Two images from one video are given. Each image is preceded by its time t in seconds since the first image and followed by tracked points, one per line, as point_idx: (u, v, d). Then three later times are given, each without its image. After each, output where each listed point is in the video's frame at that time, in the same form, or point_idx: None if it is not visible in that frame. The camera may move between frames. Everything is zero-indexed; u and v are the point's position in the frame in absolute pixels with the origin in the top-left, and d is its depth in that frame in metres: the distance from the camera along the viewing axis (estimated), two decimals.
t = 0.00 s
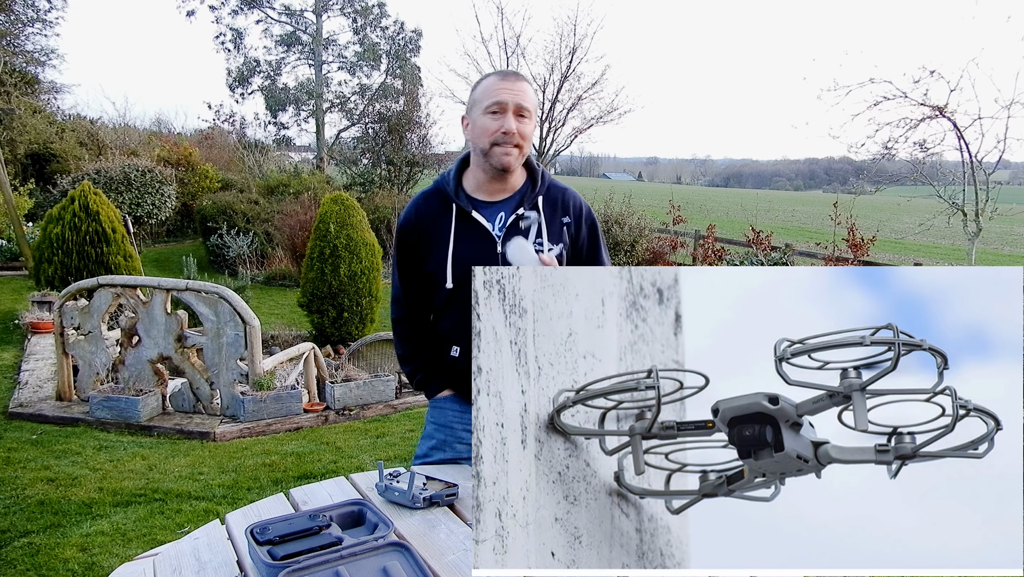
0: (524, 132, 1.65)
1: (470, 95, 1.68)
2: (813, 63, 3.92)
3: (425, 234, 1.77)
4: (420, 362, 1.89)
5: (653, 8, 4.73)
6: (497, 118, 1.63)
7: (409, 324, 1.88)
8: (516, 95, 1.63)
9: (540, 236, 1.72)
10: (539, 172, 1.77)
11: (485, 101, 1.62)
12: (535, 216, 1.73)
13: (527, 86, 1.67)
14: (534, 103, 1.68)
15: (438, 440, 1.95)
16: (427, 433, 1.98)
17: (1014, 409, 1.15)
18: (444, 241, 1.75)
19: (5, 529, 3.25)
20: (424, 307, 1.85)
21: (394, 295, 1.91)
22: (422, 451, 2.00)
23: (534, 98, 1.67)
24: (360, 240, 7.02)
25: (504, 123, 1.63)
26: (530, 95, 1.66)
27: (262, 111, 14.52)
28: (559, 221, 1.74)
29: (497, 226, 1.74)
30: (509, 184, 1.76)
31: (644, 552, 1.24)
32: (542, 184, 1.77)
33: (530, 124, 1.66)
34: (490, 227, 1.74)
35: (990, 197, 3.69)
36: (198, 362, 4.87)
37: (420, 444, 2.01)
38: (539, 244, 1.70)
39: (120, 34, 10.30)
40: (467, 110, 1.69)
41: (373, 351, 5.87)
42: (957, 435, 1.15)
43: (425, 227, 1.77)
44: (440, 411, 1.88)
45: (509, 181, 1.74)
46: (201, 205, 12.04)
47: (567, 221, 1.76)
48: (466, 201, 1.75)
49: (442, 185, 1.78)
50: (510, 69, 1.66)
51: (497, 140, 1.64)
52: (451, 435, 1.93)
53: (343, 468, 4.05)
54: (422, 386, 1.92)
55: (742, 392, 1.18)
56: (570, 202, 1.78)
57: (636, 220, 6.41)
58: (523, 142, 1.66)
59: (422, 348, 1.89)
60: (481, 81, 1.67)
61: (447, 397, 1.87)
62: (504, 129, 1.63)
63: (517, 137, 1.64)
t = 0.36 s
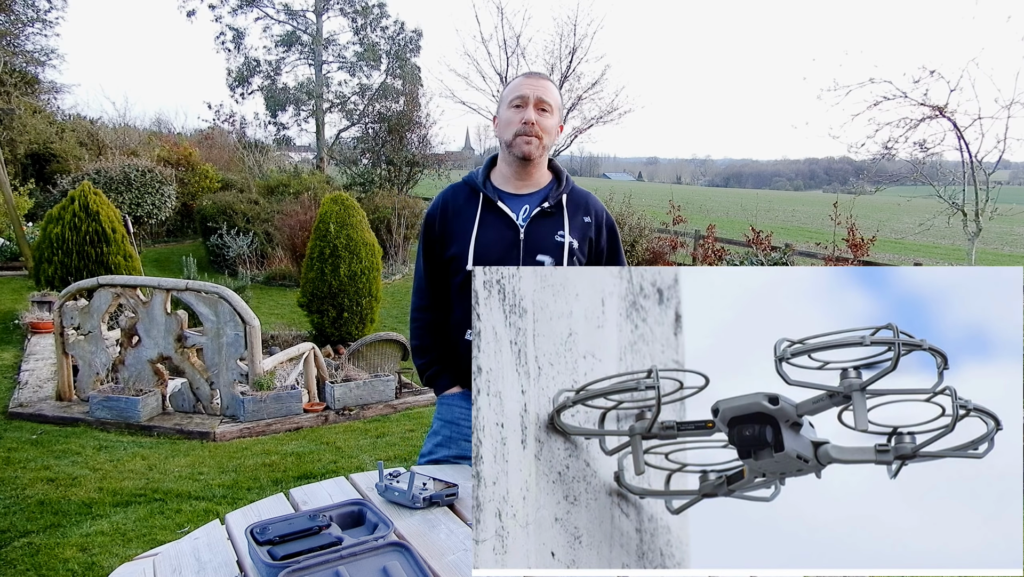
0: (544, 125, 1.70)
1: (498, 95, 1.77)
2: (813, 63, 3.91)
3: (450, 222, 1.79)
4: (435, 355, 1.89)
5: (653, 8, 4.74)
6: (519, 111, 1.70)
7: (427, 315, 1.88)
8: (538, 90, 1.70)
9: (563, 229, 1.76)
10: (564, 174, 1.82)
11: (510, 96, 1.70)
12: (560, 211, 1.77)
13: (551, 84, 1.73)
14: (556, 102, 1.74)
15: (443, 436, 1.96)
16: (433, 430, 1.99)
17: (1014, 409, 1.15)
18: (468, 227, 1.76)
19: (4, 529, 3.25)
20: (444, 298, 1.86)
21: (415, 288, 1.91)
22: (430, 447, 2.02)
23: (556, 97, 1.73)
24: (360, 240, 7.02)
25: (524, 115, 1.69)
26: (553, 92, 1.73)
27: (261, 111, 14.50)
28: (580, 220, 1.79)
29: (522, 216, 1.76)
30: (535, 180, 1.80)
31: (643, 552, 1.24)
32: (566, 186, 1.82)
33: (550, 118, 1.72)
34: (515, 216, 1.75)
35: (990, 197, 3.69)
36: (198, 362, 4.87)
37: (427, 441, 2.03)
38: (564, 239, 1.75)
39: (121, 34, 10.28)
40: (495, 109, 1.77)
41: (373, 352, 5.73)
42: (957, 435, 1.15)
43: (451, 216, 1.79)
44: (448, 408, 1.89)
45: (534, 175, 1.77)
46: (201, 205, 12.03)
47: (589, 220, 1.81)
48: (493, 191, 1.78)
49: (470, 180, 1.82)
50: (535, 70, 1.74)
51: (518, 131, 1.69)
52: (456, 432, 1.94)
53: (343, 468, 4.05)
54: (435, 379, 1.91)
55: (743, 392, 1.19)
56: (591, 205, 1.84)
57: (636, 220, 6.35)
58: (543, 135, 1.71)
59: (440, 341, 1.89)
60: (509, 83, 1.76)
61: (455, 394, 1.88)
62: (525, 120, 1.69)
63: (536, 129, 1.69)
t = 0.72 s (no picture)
0: (539, 117, 1.68)
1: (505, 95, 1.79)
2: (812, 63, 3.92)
3: (461, 215, 1.80)
4: (438, 350, 1.87)
5: (653, 8, 4.75)
6: (516, 107, 1.70)
7: (432, 309, 1.85)
8: (533, 86, 1.69)
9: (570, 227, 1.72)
10: (575, 176, 1.81)
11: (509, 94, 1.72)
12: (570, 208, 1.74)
13: (551, 81, 1.72)
14: (558, 95, 1.72)
15: (441, 434, 1.96)
16: (431, 428, 1.99)
17: (1014, 409, 1.15)
18: (478, 219, 1.77)
19: (5, 529, 3.25)
20: (451, 291, 1.85)
21: (421, 282, 1.91)
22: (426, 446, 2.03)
23: (557, 91, 1.71)
24: (360, 240, 7.02)
25: (519, 110, 1.69)
26: (552, 87, 1.71)
27: (261, 111, 14.51)
28: (589, 219, 1.74)
29: (531, 211, 1.75)
30: (546, 176, 1.78)
31: (644, 551, 1.24)
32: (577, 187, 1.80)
33: (547, 110, 1.69)
34: (524, 211, 1.75)
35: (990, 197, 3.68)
36: (198, 361, 4.87)
37: (425, 439, 2.03)
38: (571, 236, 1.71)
39: (122, 33, 10.28)
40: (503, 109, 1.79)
41: (373, 351, 5.74)
42: (957, 435, 1.15)
43: (462, 208, 1.80)
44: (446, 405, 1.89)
45: (541, 172, 1.76)
46: (201, 205, 12.03)
47: (598, 219, 1.75)
48: (505, 186, 1.78)
49: (483, 177, 1.83)
50: (538, 69, 1.74)
51: (515, 126, 1.69)
52: (454, 429, 1.94)
53: (343, 468, 4.05)
54: (436, 374, 1.90)
55: (743, 392, 1.18)
56: (601, 208, 1.80)
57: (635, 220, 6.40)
58: (541, 129, 1.69)
59: (444, 336, 1.87)
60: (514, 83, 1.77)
61: (455, 391, 1.89)
62: (520, 116, 1.69)
63: (530, 121, 1.68)
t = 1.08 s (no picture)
0: (542, 125, 1.69)
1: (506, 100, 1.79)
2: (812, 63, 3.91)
3: (465, 214, 1.81)
4: (438, 348, 1.86)
5: (652, 8, 4.75)
6: (517, 116, 1.71)
7: (434, 306, 1.85)
8: (534, 93, 1.70)
9: (576, 228, 1.76)
10: (580, 179, 1.83)
11: (509, 102, 1.73)
12: (575, 210, 1.77)
13: (552, 85, 1.72)
14: (559, 99, 1.72)
15: (438, 434, 1.96)
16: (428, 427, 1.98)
17: (1014, 409, 1.15)
18: (482, 218, 1.77)
19: (4, 529, 3.25)
20: (453, 290, 1.85)
21: (423, 279, 1.91)
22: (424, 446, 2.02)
23: (558, 97, 1.72)
24: (360, 240, 7.02)
25: (521, 120, 1.70)
26: (552, 92, 1.72)
27: (261, 111, 14.50)
28: (593, 222, 1.79)
29: (535, 213, 1.76)
30: (551, 178, 1.79)
31: (644, 551, 1.24)
32: (582, 190, 1.82)
33: (549, 117, 1.69)
34: (528, 212, 1.75)
35: (991, 196, 3.67)
36: (198, 361, 4.87)
37: (423, 439, 2.03)
38: (576, 238, 1.75)
39: (121, 33, 10.28)
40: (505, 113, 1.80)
41: (373, 351, 5.74)
42: (957, 435, 1.15)
43: (467, 207, 1.81)
44: (444, 404, 1.87)
45: (546, 176, 1.78)
46: (201, 205, 12.02)
47: (602, 223, 1.81)
48: (510, 187, 1.78)
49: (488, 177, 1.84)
50: (538, 73, 1.74)
51: (519, 135, 1.71)
52: (451, 429, 1.93)
53: (343, 468, 4.05)
54: (435, 374, 1.89)
55: (743, 392, 1.19)
56: (605, 210, 1.83)
57: (636, 220, 6.40)
58: (544, 136, 1.71)
59: (444, 334, 1.86)
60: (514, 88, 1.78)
61: (453, 391, 1.87)
62: (522, 125, 1.70)
63: (534, 131, 1.69)
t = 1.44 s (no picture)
0: (550, 129, 1.70)
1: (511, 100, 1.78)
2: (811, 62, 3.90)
3: (468, 214, 1.81)
4: (439, 349, 1.86)
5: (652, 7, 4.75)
6: (524, 119, 1.71)
7: (436, 307, 1.85)
8: (542, 96, 1.70)
9: (579, 230, 1.75)
10: (583, 179, 1.83)
11: (516, 105, 1.72)
12: (578, 211, 1.77)
13: (559, 88, 1.72)
14: (566, 102, 1.73)
15: (441, 434, 1.97)
16: (432, 428, 1.99)
17: (1014, 408, 1.15)
18: (485, 219, 1.77)
19: (5, 529, 3.25)
20: (454, 289, 1.86)
21: (424, 280, 1.90)
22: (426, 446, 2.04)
23: (564, 99, 1.72)
24: (360, 240, 7.02)
25: (529, 123, 1.70)
26: (559, 95, 1.72)
27: (261, 111, 14.50)
28: (596, 223, 1.79)
29: (539, 214, 1.75)
30: (555, 180, 1.79)
31: (645, 551, 1.24)
32: (585, 191, 1.83)
33: (557, 121, 1.70)
34: (532, 214, 1.76)
35: (991, 196, 3.66)
36: (198, 361, 4.87)
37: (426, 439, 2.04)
38: (579, 239, 1.75)
39: (121, 33, 10.29)
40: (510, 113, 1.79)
41: (373, 351, 5.75)
42: (957, 435, 1.15)
43: (469, 208, 1.81)
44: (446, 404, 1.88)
45: (550, 177, 1.78)
46: (201, 205, 12.00)
47: (604, 225, 1.81)
48: (513, 188, 1.79)
49: (491, 178, 1.84)
50: (544, 74, 1.74)
51: (526, 138, 1.71)
52: (453, 429, 1.94)
53: (343, 468, 4.05)
54: (438, 375, 1.89)
55: (743, 392, 1.19)
56: (608, 211, 1.84)
57: (635, 220, 6.40)
58: (551, 139, 1.71)
59: (446, 335, 1.86)
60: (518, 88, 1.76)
61: (455, 391, 1.88)
62: (530, 127, 1.70)
63: (543, 135, 1.70)
